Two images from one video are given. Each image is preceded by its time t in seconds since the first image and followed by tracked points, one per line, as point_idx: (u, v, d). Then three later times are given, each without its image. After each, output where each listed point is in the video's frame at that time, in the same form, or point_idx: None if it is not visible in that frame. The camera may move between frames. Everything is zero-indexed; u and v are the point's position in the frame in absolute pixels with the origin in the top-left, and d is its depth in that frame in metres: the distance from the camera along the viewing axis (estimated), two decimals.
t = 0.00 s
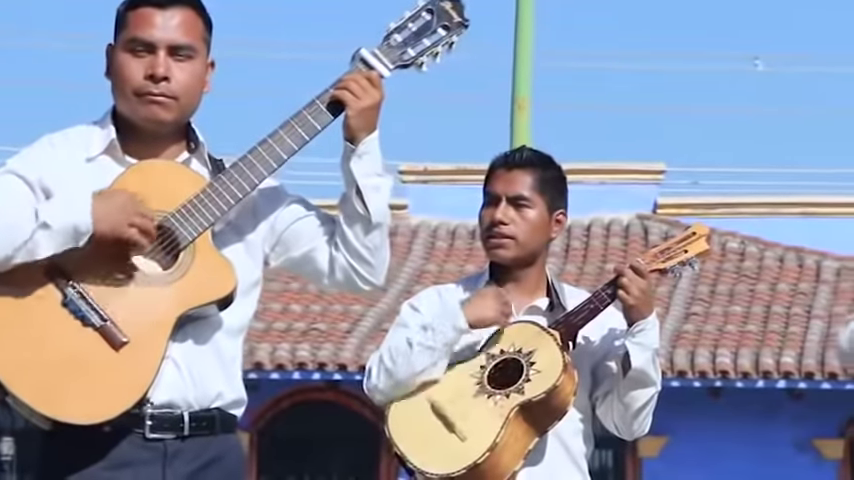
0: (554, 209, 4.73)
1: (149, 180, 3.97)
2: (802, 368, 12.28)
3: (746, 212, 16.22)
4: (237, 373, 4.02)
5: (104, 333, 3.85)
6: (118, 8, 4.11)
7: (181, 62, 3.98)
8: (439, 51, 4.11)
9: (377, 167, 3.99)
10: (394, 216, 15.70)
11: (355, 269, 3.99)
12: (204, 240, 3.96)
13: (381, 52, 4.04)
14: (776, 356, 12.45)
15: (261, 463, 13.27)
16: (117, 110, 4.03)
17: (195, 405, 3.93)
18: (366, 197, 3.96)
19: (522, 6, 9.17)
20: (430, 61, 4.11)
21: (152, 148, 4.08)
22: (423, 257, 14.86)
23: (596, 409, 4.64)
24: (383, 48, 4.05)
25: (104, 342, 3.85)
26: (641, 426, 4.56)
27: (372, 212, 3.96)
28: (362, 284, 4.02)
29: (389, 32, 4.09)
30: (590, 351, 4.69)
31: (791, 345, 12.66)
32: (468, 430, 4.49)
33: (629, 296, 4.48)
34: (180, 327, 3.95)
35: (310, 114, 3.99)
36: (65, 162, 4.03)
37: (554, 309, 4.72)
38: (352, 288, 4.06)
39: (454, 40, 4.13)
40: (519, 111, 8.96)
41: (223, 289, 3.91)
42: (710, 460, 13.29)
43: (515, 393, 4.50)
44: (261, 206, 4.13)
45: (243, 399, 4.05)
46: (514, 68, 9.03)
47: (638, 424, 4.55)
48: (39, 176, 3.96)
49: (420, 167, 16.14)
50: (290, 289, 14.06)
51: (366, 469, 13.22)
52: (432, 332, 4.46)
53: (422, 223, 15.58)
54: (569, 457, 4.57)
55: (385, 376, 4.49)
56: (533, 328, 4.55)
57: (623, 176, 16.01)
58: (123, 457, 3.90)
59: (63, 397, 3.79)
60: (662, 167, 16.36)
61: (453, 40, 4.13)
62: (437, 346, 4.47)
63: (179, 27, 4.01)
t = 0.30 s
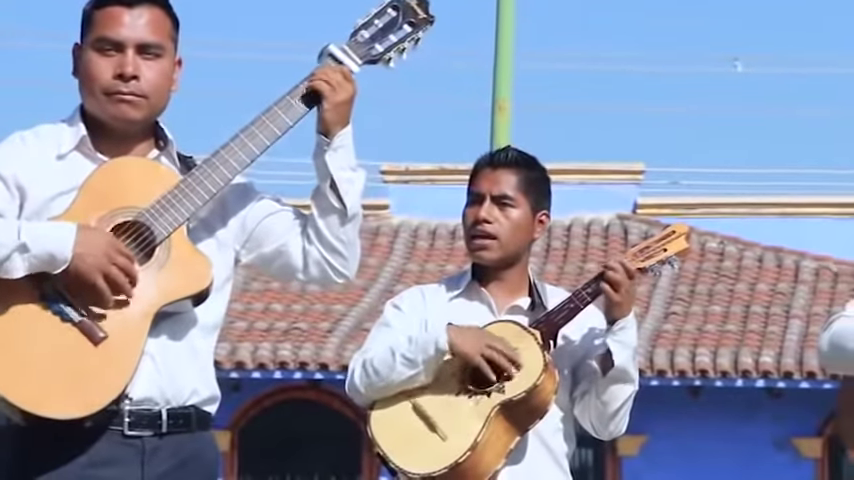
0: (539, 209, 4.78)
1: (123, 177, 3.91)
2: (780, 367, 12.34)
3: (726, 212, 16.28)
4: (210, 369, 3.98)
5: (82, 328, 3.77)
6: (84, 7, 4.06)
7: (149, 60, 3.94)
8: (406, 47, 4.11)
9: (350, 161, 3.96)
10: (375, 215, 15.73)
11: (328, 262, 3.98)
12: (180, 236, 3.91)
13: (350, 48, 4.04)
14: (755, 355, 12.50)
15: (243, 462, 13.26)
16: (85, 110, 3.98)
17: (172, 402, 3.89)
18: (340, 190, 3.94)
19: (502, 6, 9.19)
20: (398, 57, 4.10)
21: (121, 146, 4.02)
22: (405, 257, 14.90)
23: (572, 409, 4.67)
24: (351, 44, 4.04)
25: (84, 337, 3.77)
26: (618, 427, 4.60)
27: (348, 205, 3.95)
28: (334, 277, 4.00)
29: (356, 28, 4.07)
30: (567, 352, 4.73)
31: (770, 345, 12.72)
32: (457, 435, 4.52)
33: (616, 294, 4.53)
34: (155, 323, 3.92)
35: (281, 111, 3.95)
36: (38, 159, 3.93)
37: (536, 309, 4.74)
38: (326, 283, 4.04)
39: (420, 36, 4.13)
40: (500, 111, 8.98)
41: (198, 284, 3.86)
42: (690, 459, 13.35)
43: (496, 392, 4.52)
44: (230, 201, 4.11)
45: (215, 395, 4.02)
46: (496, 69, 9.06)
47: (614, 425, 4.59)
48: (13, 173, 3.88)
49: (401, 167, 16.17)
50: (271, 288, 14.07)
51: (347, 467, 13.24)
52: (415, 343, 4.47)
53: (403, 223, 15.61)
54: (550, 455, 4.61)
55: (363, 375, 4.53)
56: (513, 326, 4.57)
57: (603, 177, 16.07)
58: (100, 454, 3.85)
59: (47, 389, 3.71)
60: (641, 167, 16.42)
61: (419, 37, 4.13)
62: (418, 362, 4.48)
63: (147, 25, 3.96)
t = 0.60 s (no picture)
0: (520, 210, 4.80)
1: (102, 175, 3.93)
2: (758, 367, 12.38)
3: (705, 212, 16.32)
4: (189, 368, 4.00)
5: (66, 330, 3.81)
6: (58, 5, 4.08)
7: (126, 58, 3.96)
8: (380, 48, 4.13)
9: (336, 157, 4.01)
10: (356, 215, 15.74)
11: (312, 254, 4.05)
12: (159, 237, 3.93)
13: (326, 49, 4.06)
14: (733, 354, 12.55)
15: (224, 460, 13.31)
16: (61, 107, 4.00)
17: (151, 401, 3.92)
18: (329, 188, 3.99)
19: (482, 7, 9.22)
20: (372, 58, 4.12)
21: (97, 143, 4.04)
22: (385, 256, 14.93)
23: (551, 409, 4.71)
24: (326, 45, 4.07)
25: (68, 339, 3.81)
26: (597, 426, 4.65)
27: (334, 201, 4.01)
28: (318, 268, 4.09)
29: (330, 29, 4.09)
30: (547, 353, 4.77)
31: (748, 344, 12.77)
32: (437, 435, 4.55)
33: (603, 297, 4.55)
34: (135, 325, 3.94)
35: (259, 112, 3.99)
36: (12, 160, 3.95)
37: (517, 309, 4.80)
38: (310, 272, 4.12)
39: (393, 36, 4.15)
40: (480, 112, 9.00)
41: (177, 287, 3.88)
42: (668, 457, 13.39)
43: (478, 394, 4.57)
44: (209, 201, 4.14)
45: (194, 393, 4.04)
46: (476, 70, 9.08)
47: (593, 424, 4.64)
48: None
49: (382, 168, 16.18)
50: (252, 288, 14.09)
51: (328, 466, 13.28)
52: (387, 325, 4.50)
53: (383, 223, 15.64)
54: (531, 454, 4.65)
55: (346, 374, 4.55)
56: (493, 327, 4.62)
57: (582, 177, 16.12)
58: (82, 455, 3.88)
59: (28, 393, 3.74)
60: (620, 168, 16.45)
61: (392, 37, 4.15)
62: (392, 343, 4.51)
63: (122, 23, 3.98)
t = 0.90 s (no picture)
0: (492, 210, 4.85)
1: (74, 176, 3.95)
2: (726, 366, 12.41)
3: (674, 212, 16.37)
4: (159, 367, 4.05)
5: (36, 330, 3.80)
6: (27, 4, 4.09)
7: (98, 56, 3.98)
8: (347, 47, 4.16)
9: (304, 156, 4.04)
10: (326, 214, 15.75)
11: (280, 255, 4.08)
12: (129, 239, 3.95)
13: (293, 48, 4.07)
14: (701, 354, 12.59)
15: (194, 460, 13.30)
16: (33, 104, 4.01)
17: (121, 401, 3.94)
18: (297, 187, 4.02)
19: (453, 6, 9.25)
20: (339, 57, 4.14)
21: (68, 142, 4.05)
22: (355, 255, 14.95)
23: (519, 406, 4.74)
24: (293, 44, 4.09)
25: (38, 339, 3.80)
26: (563, 426, 4.66)
27: (302, 200, 4.04)
28: (285, 268, 4.12)
29: (298, 28, 4.11)
30: (516, 352, 4.79)
31: (716, 343, 12.82)
32: (408, 437, 4.57)
33: (573, 297, 4.60)
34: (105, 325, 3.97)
35: (229, 112, 4.01)
36: None
37: (487, 310, 4.81)
38: (278, 272, 4.15)
39: (360, 35, 4.18)
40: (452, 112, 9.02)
41: (148, 287, 3.92)
42: (635, 456, 13.44)
43: (447, 396, 4.60)
44: (178, 202, 4.17)
45: (162, 392, 4.08)
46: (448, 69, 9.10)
47: (559, 424, 4.65)
48: None
49: (353, 167, 16.19)
50: (222, 287, 14.08)
51: (297, 465, 13.29)
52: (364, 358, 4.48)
53: (353, 222, 15.66)
54: (499, 452, 4.71)
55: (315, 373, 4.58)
56: (462, 329, 4.65)
57: (552, 177, 16.17)
58: (53, 455, 3.89)
59: None
60: (590, 168, 16.50)
61: (360, 36, 4.17)
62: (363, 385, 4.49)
63: (94, 21, 4.00)
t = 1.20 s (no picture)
0: (455, 209, 4.86)
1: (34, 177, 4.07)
2: (685, 364, 12.43)
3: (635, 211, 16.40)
4: (119, 365, 4.14)
5: None
6: None
7: (59, 54, 4.09)
8: (310, 46, 4.18)
9: (265, 155, 4.13)
10: (288, 213, 15.78)
11: (242, 253, 4.18)
12: (88, 238, 4.06)
13: (254, 47, 4.12)
14: (660, 352, 12.62)
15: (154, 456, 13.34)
16: None
17: (79, 400, 4.05)
18: (258, 186, 4.12)
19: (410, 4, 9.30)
20: (301, 56, 4.18)
21: (30, 140, 4.16)
22: (317, 254, 14.99)
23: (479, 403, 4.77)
24: (255, 43, 4.13)
25: None
26: (521, 426, 4.71)
27: (264, 199, 4.14)
28: (248, 265, 4.22)
29: (260, 27, 4.16)
30: (479, 351, 4.81)
31: (675, 342, 12.85)
32: (375, 433, 4.58)
33: (537, 298, 4.62)
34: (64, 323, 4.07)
35: (188, 111, 4.08)
36: None
37: (450, 308, 4.85)
38: (239, 269, 4.26)
39: (323, 33, 4.20)
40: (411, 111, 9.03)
41: (110, 285, 4.02)
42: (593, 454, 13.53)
43: (413, 394, 4.60)
44: (139, 200, 4.28)
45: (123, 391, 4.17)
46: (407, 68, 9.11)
47: (519, 423, 4.70)
48: None
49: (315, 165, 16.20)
50: (184, 285, 14.10)
51: (258, 463, 13.30)
52: (328, 320, 4.55)
53: (315, 220, 15.69)
54: (460, 451, 4.71)
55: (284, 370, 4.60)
56: (429, 328, 4.66)
57: (513, 175, 16.20)
58: (11, 454, 4.01)
59: None
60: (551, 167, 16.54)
61: (322, 34, 4.20)
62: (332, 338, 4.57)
63: (56, 19, 4.11)
